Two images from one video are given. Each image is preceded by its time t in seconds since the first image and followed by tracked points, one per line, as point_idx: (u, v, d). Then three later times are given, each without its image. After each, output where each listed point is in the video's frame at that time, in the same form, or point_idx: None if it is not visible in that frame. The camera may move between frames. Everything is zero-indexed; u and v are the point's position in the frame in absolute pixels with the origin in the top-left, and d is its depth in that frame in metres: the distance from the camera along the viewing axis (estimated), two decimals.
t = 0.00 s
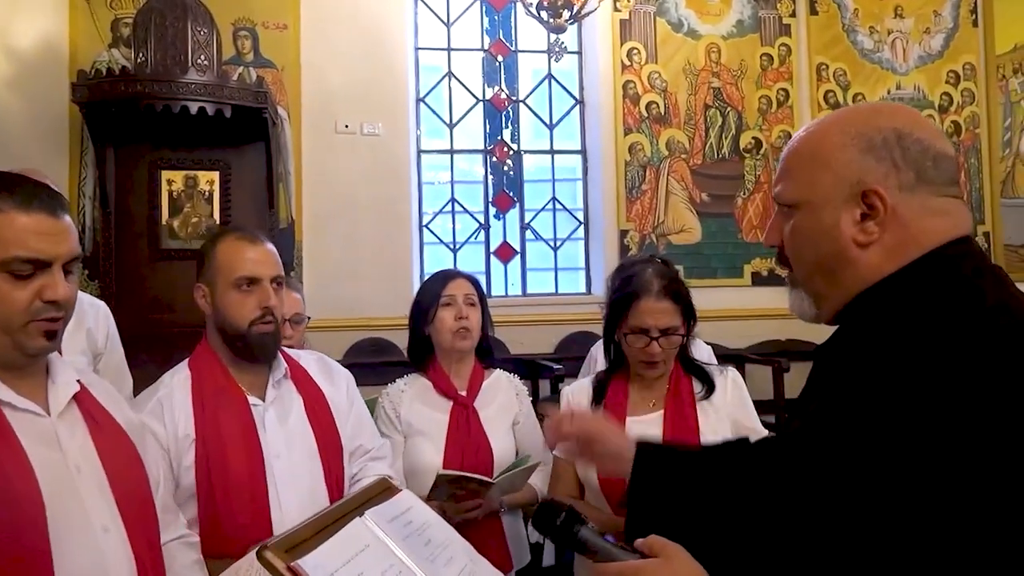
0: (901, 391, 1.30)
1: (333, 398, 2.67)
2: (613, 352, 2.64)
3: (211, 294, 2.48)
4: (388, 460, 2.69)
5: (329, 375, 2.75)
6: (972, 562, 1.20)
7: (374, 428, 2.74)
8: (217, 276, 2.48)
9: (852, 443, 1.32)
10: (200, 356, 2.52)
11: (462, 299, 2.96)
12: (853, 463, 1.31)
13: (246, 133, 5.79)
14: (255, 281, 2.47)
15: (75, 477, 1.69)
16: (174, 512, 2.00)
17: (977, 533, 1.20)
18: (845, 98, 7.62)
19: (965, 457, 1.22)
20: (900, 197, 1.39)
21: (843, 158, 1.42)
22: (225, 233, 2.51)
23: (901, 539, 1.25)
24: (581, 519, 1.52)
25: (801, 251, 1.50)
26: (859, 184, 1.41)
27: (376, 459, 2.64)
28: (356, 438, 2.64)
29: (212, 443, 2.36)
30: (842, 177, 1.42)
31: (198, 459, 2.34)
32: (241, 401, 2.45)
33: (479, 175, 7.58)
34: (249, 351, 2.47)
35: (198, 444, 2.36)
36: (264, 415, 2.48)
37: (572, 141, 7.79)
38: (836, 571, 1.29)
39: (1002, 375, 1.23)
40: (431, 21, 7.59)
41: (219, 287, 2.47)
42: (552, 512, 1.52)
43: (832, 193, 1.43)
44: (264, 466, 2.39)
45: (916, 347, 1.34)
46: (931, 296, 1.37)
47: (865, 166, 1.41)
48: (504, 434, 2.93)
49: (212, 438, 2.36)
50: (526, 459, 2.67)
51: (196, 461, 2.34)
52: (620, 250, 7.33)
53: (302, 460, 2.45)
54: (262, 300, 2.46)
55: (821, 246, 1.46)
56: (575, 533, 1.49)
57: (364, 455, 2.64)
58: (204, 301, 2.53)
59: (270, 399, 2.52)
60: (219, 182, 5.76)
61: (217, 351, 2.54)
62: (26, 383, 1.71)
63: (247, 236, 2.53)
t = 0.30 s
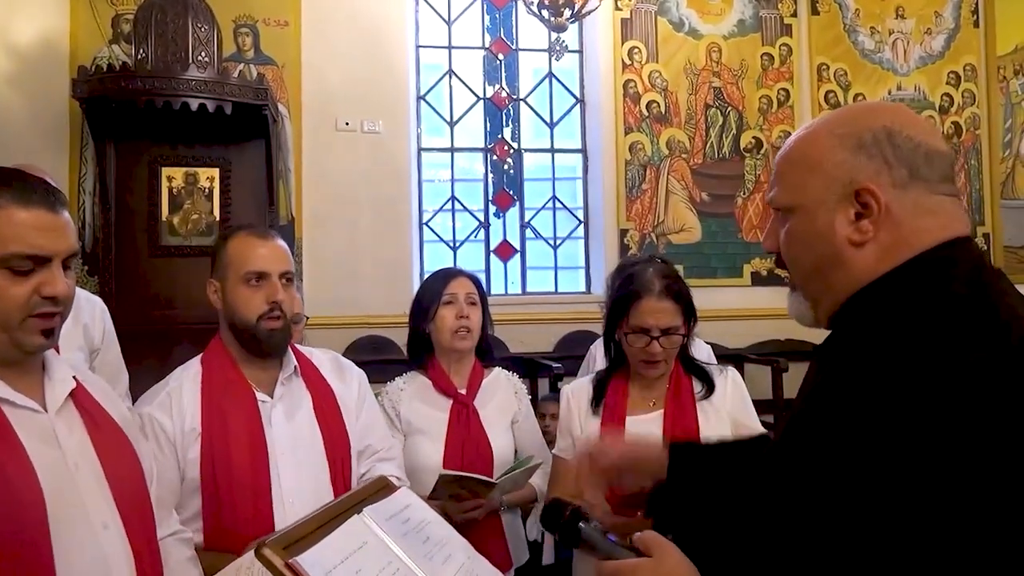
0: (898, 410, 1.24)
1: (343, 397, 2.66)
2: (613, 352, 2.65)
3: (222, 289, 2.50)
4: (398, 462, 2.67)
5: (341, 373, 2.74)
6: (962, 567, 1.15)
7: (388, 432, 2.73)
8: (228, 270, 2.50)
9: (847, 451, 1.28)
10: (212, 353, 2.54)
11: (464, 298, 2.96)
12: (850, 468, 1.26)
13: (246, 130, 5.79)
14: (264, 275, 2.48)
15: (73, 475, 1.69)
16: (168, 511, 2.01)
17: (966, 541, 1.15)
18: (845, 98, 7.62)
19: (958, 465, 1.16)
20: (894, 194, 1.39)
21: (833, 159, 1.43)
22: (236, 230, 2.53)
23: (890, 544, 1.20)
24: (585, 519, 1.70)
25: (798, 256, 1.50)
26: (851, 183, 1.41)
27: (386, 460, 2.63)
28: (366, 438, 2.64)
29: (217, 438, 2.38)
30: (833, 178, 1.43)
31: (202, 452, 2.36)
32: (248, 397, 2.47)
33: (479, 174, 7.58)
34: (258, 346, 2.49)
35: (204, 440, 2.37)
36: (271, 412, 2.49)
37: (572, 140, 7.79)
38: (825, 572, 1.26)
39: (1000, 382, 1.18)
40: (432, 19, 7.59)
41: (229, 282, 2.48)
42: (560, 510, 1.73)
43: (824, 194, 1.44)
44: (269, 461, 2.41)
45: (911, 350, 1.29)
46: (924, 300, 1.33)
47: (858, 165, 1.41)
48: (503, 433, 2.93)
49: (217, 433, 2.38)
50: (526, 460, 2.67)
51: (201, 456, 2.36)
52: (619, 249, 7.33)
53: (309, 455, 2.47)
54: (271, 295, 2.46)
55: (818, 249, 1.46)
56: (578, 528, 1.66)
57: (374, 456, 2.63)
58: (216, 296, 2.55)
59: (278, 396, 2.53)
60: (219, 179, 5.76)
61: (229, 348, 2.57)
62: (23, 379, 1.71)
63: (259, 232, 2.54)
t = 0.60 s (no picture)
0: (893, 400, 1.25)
1: (345, 397, 2.66)
2: (614, 351, 2.65)
3: (231, 284, 2.50)
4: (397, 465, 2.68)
5: (344, 373, 2.74)
6: (958, 565, 1.17)
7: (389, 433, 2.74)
8: (238, 265, 2.50)
9: (847, 429, 1.28)
10: (218, 346, 2.56)
11: (465, 297, 2.96)
12: (842, 461, 1.27)
13: (247, 127, 5.77)
14: (273, 272, 2.48)
15: (73, 473, 1.69)
16: (165, 509, 2.02)
17: (965, 538, 1.17)
18: (847, 99, 7.62)
19: (958, 462, 1.18)
20: (874, 196, 1.39)
21: (821, 161, 1.44)
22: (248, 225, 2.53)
23: (882, 543, 1.21)
24: (576, 510, 1.72)
25: (791, 259, 1.50)
26: (833, 185, 1.42)
27: (384, 463, 2.64)
28: (366, 439, 2.64)
29: (218, 434, 2.38)
30: (819, 180, 1.44)
31: (202, 444, 2.37)
32: (251, 394, 2.47)
33: (480, 172, 7.58)
34: (264, 342, 2.49)
35: (204, 434, 2.38)
36: (273, 409, 2.49)
37: (573, 138, 7.79)
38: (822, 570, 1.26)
39: (997, 384, 1.19)
40: (434, 17, 7.58)
41: (239, 278, 2.49)
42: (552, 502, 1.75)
43: (812, 196, 1.44)
44: (268, 458, 2.41)
45: (901, 347, 1.29)
46: (913, 297, 1.34)
47: (836, 170, 1.42)
48: (503, 431, 2.93)
49: (218, 428, 2.39)
50: (528, 459, 2.66)
51: (201, 449, 2.36)
52: (620, 248, 7.33)
53: (307, 452, 2.47)
54: (278, 292, 2.46)
55: (807, 250, 1.46)
56: (568, 521, 1.69)
57: (374, 457, 2.64)
58: (225, 290, 2.55)
59: (280, 394, 2.53)
60: (220, 176, 5.76)
61: (234, 341, 2.57)
62: (23, 376, 1.70)
63: (270, 228, 2.54)
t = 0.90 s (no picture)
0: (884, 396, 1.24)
1: (342, 399, 2.66)
2: (617, 350, 2.63)
3: (233, 282, 2.51)
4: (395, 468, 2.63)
5: (341, 374, 2.74)
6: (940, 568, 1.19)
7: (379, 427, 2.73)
8: (241, 263, 2.50)
9: (835, 430, 1.26)
10: (216, 344, 2.55)
11: (468, 296, 2.96)
12: (835, 460, 1.25)
13: (249, 126, 5.77)
14: (275, 274, 2.48)
15: (76, 473, 1.69)
16: (168, 507, 2.02)
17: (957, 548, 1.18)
18: (850, 97, 7.61)
19: (955, 465, 1.19)
20: (899, 188, 1.38)
21: (834, 156, 1.43)
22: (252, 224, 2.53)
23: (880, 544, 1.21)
24: (579, 511, 1.69)
25: (798, 256, 1.47)
26: (856, 177, 1.41)
27: (380, 464, 2.60)
28: (361, 441, 2.63)
29: (217, 435, 2.38)
30: (836, 172, 1.42)
31: (200, 446, 2.37)
32: (250, 395, 2.47)
33: (483, 172, 7.59)
34: (261, 341, 2.49)
35: (203, 434, 2.38)
36: (271, 410, 2.49)
37: (576, 138, 7.78)
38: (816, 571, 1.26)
39: (996, 387, 1.19)
40: (437, 17, 7.58)
41: (240, 277, 2.49)
42: (553, 504, 1.71)
43: (828, 188, 1.43)
44: (266, 460, 2.41)
45: (894, 344, 1.27)
46: (913, 290, 1.34)
47: (860, 159, 1.41)
48: (504, 430, 2.93)
49: (216, 428, 2.39)
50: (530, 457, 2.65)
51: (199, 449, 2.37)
52: (623, 247, 7.33)
53: (303, 454, 2.47)
54: (280, 294, 2.46)
55: (816, 243, 1.44)
56: (572, 524, 1.66)
57: (367, 458, 2.61)
58: (225, 288, 2.56)
59: (278, 395, 2.53)
60: (223, 175, 5.75)
61: (233, 339, 2.57)
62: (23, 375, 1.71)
63: (273, 229, 2.54)
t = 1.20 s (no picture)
0: (887, 400, 1.25)
1: (329, 398, 2.67)
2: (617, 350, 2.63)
3: (224, 281, 2.50)
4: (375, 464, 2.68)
5: (327, 373, 2.74)
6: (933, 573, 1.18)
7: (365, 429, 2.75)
8: (234, 262, 2.49)
9: (839, 440, 1.28)
10: (202, 342, 2.54)
11: (470, 293, 2.97)
12: (835, 466, 1.27)
13: (251, 123, 5.77)
14: (269, 275, 2.48)
15: (77, 468, 1.69)
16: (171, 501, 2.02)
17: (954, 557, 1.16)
18: (853, 99, 7.60)
19: (952, 473, 1.17)
20: (911, 190, 1.39)
21: (846, 154, 1.41)
22: (244, 223, 2.53)
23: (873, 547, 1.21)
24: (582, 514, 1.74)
25: (805, 247, 1.44)
26: (867, 177, 1.40)
27: (362, 463, 2.64)
28: (346, 441, 2.65)
29: (209, 435, 2.38)
30: (848, 173, 1.40)
31: (192, 447, 2.36)
32: (240, 396, 2.46)
33: (484, 171, 7.59)
34: (256, 343, 2.48)
35: (195, 434, 2.37)
36: (262, 410, 2.49)
37: (578, 138, 7.77)
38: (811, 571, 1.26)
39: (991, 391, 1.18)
40: (440, 15, 7.57)
41: (233, 276, 2.49)
42: (557, 506, 1.77)
43: (839, 185, 1.41)
44: (257, 461, 2.41)
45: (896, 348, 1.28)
46: (921, 298, 1.32)
47: (870, 161, 1.40)
48: (504, 429, 2.92)
49: (208, 427, 2.38)
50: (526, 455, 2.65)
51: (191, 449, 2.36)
52: (624, 247, 7.33)
53: (293, 455, 2.47)
54: (273, 296, 2.47)
55: (824, 242, 1.42)
56: (575, 527, 1.71)
57: (351, 457, 2.64)
58: (216, 286, 2.55)
59: (269, 395, 2.53)
60: (224, 171, 5.75)
61: (221, 337, 2.56)
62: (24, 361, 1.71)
63: (266, 227, 2.55)
